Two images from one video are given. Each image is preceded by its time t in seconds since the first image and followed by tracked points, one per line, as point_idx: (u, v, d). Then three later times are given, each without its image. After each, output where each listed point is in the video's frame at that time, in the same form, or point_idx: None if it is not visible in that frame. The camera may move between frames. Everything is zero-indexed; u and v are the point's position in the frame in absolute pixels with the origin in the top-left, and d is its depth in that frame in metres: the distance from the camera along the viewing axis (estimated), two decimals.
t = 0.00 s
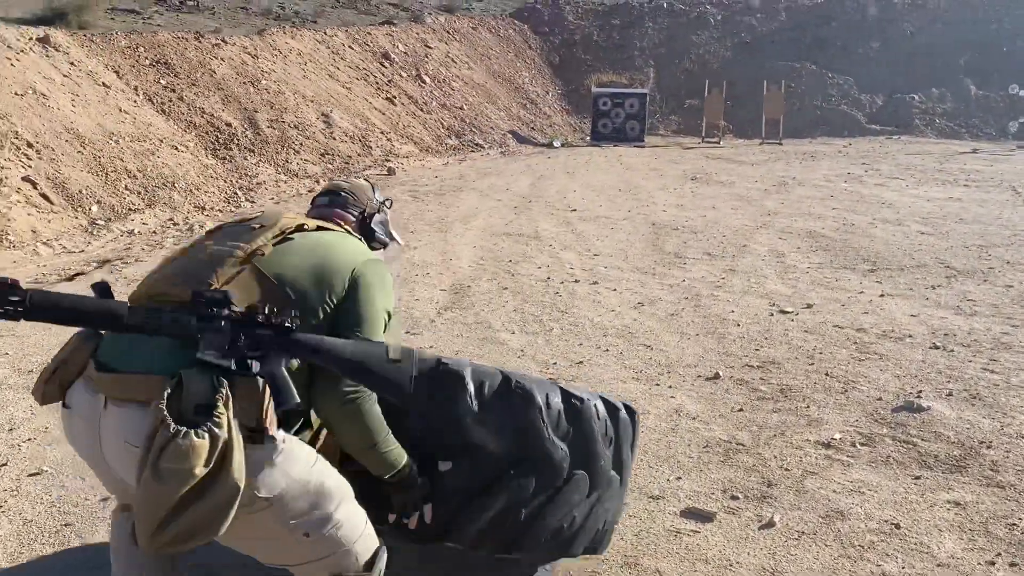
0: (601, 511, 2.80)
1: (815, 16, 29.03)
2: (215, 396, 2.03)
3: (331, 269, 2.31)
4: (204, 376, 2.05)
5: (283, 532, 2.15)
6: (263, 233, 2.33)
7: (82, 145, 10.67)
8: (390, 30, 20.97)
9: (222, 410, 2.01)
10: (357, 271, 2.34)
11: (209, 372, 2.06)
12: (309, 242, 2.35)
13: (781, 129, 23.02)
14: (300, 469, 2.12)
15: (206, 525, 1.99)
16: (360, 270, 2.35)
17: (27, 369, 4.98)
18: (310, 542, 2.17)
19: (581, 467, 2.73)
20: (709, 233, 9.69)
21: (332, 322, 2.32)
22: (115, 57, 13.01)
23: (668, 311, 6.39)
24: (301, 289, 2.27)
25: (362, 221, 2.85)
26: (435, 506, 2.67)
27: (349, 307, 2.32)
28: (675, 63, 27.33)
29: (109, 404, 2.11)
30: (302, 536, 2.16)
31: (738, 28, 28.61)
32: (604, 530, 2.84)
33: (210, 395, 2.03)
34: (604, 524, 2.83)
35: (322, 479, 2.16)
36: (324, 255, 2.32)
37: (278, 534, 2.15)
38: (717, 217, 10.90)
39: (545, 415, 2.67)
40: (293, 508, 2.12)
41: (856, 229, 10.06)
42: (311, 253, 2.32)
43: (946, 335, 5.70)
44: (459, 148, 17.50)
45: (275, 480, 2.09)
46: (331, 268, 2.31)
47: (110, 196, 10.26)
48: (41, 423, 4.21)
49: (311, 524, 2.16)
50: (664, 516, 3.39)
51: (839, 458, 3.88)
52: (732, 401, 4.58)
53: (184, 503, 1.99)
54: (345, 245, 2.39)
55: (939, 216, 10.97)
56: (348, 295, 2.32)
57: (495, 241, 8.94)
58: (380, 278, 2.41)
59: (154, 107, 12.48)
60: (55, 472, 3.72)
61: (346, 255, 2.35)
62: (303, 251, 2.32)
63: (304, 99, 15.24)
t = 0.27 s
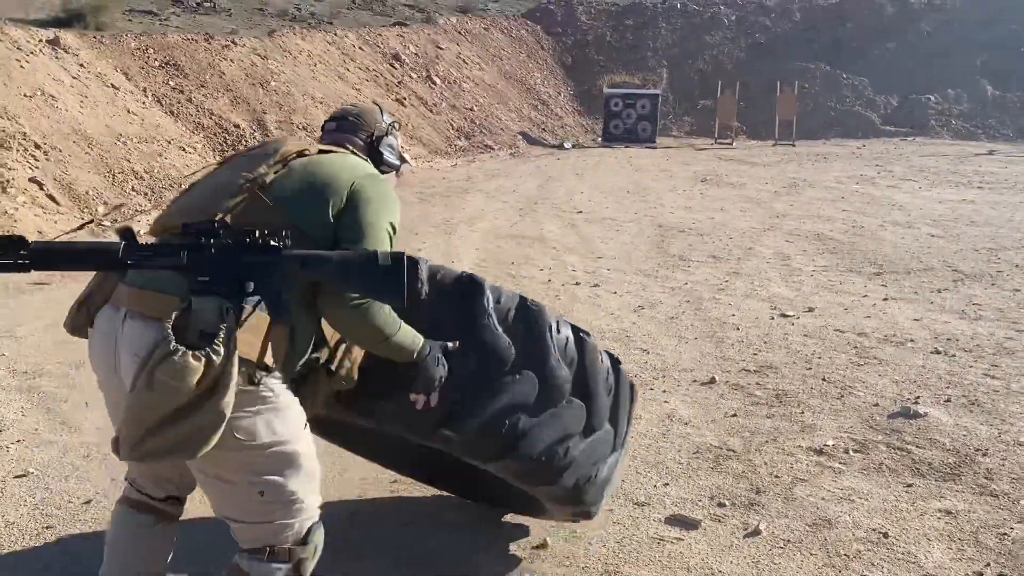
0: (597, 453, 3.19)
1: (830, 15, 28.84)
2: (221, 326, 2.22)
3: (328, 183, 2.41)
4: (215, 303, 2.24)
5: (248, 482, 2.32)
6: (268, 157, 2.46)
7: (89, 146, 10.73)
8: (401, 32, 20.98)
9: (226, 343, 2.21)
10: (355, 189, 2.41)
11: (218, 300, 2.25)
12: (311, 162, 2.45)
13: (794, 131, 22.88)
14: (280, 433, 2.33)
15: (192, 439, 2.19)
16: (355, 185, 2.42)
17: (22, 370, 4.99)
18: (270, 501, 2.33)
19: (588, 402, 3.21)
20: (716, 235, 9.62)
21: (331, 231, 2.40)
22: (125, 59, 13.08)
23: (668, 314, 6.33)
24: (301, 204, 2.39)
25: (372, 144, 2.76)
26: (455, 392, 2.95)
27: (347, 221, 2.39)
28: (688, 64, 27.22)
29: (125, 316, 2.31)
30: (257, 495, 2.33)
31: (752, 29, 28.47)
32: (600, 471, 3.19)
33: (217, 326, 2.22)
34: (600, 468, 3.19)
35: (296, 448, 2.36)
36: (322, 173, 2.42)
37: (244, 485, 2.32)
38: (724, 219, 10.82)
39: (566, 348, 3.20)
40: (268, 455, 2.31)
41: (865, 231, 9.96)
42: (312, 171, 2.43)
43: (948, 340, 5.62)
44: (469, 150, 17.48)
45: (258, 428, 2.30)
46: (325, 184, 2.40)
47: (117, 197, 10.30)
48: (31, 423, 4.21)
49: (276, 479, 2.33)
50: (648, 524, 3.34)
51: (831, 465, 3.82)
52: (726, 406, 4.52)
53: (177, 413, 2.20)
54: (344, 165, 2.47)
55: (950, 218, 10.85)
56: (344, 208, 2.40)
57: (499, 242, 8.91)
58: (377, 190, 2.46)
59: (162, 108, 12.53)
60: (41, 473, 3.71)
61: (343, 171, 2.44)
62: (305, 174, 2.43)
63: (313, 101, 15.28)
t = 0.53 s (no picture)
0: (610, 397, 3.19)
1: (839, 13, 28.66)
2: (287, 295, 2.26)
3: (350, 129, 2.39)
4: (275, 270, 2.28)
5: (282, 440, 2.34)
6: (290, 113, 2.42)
7: (93, 143, 10.73)
8: (408, 29, 20.94)
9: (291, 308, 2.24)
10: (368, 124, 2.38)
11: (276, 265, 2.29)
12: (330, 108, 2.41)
13: (803, 129, 22.75)
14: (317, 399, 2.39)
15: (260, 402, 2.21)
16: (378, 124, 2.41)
17: (15, 367, 4.98)
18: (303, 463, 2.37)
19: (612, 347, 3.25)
20: (719, 233, 9.56)
21: (354, 171, 2.39)
22: (130, 56, 13.08)
23: (667, 313, 6.27)
24: (328, 157, 2.37)
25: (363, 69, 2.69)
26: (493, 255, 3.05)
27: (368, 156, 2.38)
28: (696, 62, 27.12)
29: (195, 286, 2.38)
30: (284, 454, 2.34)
31: (761, 26, 28.33)
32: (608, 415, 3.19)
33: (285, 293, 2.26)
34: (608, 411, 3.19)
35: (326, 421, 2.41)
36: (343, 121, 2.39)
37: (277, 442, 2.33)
38: (729, 217, 10.74)
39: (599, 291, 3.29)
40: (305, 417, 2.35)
41: (870, 230, 9.87)
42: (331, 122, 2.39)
43: (950, 340, 5.55)
44: (474, 148, 17.44)
45: (301, 392, 2.33)
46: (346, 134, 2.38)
47: (120, 195, 10.29)
48: (21, 420, 4.19)
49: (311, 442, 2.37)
50: (635, 525, 3.30)
51: (825, 466, 3.76)
52: (721, 406, 4.47)
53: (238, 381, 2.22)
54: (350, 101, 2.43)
55: (958, 217, 10.75)
56: (366, 148, 2.38)
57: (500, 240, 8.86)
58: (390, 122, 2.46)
59: (167, 106, 12.53)
60: (28, 471, 3.69)
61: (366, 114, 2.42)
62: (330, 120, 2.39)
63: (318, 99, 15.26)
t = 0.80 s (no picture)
0: (629, 374, 3.18)
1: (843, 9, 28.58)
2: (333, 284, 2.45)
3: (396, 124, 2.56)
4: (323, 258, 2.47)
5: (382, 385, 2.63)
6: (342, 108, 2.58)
7: (91, 141, 10.72)
8: (410, 27, 20.91)
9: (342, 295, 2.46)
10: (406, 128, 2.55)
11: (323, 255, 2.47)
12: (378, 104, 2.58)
13: (805, 126, 22.70)
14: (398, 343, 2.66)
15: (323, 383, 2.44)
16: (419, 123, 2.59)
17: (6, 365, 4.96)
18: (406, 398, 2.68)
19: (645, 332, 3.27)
20: (718, 232, 9.52)
21: (396, 171, 2.56)
22: (129, 53, 13.07)
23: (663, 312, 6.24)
24: (373, 149, 2.53)
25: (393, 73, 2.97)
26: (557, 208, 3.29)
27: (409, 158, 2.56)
28: (699, 60, 27.05)
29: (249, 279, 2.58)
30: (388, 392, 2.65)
31: (764, 23, 28.24)
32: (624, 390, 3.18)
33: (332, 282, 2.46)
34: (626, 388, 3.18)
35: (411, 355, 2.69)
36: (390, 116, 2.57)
37: (379, 387, 2.64)
38: (728, 215, 10.71)
39: (641, 275, 3.34)
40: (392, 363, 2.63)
41: (871, 228, 9.83)
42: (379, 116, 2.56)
43: (946, 339, 5.52)
44: (475, 146, 17.41)
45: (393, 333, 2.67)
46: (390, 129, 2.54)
47: (119, 192, 10.28)
48: (9, 419, 4.17)
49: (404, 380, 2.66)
50: (622, 525, 3.28)
51: (816, 467, 3.73)
52: (714, 405, 4.44)
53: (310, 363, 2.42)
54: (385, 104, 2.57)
55: (959, 214, 10.70)
56: (406, 142, 2.55)
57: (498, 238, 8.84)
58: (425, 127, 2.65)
59: (166, 103, 12.51)
60: (14, 470, 3.67)
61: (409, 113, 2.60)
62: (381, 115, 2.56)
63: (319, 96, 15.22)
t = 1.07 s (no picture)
0: (647, 344, 3.40)
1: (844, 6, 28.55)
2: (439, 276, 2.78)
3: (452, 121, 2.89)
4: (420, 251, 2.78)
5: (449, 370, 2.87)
6: (397, 111, 2.88)
7: (88, 139, 10.70)
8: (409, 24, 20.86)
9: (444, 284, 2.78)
10: (469, 117, 2.90)
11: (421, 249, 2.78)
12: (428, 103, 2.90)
13: (806, 123, 22.63)
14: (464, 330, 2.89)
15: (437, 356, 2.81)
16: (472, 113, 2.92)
17: None
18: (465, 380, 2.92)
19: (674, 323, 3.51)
20: (716, 229, 9.49)
21: (461, 160, 2.88)
22: (126, 51, 13.04)
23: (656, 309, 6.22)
24: (440, 144, 2.85)
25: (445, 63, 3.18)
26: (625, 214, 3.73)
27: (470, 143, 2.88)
28: (699, 57, 27.00)
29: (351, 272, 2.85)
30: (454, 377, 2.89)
31: (765, 20, 28.18)
32: (643, 356, 3.39)
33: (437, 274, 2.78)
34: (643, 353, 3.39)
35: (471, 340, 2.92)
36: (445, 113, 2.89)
37: (445, 372, 2.87)
38: (726, 213, 10.67)
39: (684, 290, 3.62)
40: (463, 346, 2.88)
41: (869, 225, 9.80)
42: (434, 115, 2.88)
43: (942, 337, 5.48)
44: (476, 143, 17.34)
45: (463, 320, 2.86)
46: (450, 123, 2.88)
47: (116, 190, 10.26)
48: None
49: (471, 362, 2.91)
50: (611, 526, 3.26)
51: (807, 467, 3.71)
52: (706, 404, 4.41)
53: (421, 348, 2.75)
54: (450, 101, 2.92)
55: (957, 212, 10.67)
56: (466, 135, 2.89)
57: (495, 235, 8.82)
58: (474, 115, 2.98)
59: (163, 101, 12.48)
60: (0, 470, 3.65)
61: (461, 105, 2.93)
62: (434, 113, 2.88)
63: (317, 94, 15.19)
